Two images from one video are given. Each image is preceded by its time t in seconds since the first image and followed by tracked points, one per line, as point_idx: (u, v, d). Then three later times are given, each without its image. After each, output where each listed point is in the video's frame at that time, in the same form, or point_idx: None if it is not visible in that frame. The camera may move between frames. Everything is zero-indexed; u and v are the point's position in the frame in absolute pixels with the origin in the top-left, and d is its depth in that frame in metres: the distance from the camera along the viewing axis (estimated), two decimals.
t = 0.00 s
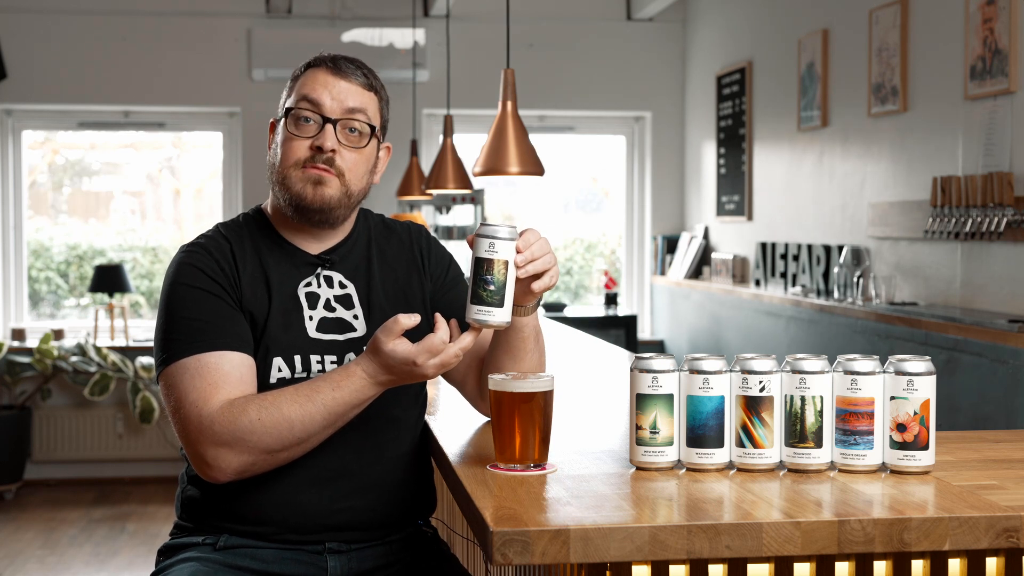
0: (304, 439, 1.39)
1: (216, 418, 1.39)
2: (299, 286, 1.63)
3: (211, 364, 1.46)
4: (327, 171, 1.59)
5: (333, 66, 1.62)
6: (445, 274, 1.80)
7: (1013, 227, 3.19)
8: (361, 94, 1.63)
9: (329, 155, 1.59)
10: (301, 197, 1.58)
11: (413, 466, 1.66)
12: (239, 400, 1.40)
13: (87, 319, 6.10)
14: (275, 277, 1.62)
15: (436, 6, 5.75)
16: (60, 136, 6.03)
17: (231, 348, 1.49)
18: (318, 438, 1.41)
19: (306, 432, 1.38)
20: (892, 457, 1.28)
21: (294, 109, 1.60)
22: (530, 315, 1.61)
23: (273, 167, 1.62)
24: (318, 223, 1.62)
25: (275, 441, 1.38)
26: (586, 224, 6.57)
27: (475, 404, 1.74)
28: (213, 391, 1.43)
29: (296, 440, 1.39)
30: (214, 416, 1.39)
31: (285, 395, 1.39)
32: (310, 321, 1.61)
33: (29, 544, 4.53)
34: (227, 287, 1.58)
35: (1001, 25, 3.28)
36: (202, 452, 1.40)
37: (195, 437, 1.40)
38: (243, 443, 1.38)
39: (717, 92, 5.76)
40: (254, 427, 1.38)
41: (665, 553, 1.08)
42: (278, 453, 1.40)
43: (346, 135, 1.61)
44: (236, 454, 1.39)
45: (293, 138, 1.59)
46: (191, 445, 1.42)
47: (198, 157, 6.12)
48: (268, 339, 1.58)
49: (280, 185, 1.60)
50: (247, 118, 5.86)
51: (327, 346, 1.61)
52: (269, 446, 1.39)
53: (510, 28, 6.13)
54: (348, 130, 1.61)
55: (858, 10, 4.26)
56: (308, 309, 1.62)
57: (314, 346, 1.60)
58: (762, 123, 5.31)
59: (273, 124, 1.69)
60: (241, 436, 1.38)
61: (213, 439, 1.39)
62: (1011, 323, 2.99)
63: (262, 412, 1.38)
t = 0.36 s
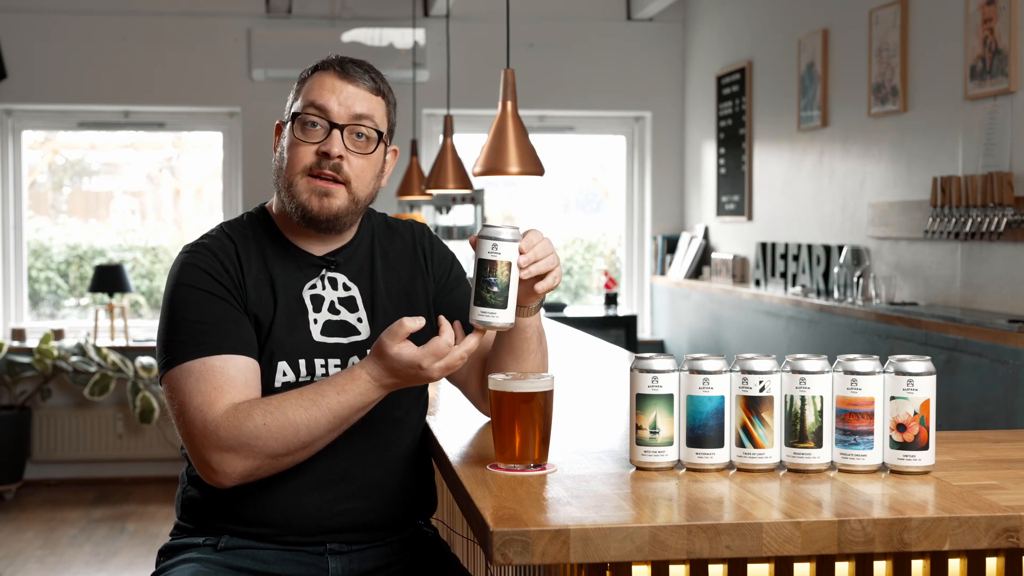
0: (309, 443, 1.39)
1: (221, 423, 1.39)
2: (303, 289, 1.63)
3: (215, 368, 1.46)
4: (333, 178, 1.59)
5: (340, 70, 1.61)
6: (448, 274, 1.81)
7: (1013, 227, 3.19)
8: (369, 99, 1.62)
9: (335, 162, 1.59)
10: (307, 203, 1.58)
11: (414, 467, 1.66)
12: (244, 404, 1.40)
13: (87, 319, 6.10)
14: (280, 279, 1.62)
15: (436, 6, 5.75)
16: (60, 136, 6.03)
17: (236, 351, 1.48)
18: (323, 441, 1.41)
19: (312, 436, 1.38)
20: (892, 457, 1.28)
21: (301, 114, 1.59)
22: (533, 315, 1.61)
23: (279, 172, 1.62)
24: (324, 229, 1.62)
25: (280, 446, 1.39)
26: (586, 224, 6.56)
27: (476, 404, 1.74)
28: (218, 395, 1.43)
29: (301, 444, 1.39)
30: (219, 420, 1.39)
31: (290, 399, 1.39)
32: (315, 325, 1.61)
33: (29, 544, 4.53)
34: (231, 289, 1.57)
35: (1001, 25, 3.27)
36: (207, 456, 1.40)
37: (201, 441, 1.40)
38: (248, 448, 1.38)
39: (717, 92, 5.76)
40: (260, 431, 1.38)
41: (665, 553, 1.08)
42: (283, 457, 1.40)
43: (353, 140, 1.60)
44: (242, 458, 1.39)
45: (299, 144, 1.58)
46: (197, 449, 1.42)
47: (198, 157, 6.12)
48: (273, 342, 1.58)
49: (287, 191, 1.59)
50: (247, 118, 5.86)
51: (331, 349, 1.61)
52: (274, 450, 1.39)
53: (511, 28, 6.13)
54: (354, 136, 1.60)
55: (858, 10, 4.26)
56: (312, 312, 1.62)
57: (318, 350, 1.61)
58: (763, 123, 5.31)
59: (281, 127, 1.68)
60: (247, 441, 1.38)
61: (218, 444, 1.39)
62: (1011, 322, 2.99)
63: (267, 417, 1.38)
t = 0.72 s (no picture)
0: (310, 445, 1.39)
1: (221, 424, 1.39)
2: (302, 289, 1.63)
3: (215, 369, 1.45)
4: (331, 174, 1.59)
5: (337, 66, 1.62)
6: (446, 274, 1.81)
7: (1013, 227, 3.19)
8: (365, 94, 1.62)
9: (332, 158, 1.58)
10: (306, 201, 1.57)
11: (413, 468, 1.66)
12: (244, 406, 1.40)
13: (87, 319, 6.10)
14: (279, 280, 1.62)
15: (436, 6, 5.75)
16: (60, 136, 6.03)
17: (235, 353, 1.48)
18: (323, 443, 1.41)
19: (312, 438, 1.38)
20: (892, 457, 1.28)
21: (297, 112, 1.60)
22: (534, 318, 1.61)
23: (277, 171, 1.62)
24: (323, 226, 1.61)
25: (281, 448, 1.39)
26: (586, 224, 6.57)
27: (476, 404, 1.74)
28: (218, 396, 1.42)
29: (302, 446, 1.39)
30: (219, 422, 1.39)
31: (291, 402, 1.38)
32: (314, 325, 1.61)
33: (29, 544, 4.53)
34: (230, 289, 1.58)
35: (1001, 25, 3.27)
36: (207, 457, 1.40)
37: (201, 442, 1.40)
38: (248, 449, 1.38)
39: (717, 92, 5.76)
40: (260, 433, 1.37)
41: (665, 553, 1.08)
42: (284, 458, 1.40)
43: (350, 136, 1.60)
44: (242, 460, 1.39)
45: (296, 141, 1.58)
46: (196, 450, 1.41)
47: (198, 157, 6.12)
48: (272, 343, 1.58)
49: (285, 189, 1.59)
50: (247, 118, 5.86)
51: (329, 350, 1.61)
52: (274, 452, 1.39)
53: (511, 28, 6.13)
54: (351, 131, 1.60)
55: (858, 10, 4.26)
56: (312, 312, 1.62)
57: (317, 351, 1.61)
58: (762, 123, 5.31)
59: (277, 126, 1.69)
60: (247, 442, 1.38)
61: (218, 445, 1.39)
62: (1011, 323, 2.99)
63: (268, 418, 1.38)
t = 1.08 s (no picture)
0: (307, 444, 1.39)
1: (218, 423, 1.39)
2: (301, 287, 1.63)
3: (213, 367, 1.46)
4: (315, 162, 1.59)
5: (313, 58, 1.63)
6: (446, 273, 1.80)
7: (1013, 227, 3.19)
8: (343, 81, 1.63)
9: (315, 146, 1.59)
10: (291, 190, 1.58)
11: (412, 468, 1.66)
12: (242, 404, 1.40)
13: (87, 319, 6.10)
14: (277, 279, 1.62)
15: (436, 6, 5.75)
16: (60, 136, 6.03)
17: (234, 351, 1.48)
18: (321, 442, 1.41)
19: (309, 437, 1.38)
20: (892, 457, 1.28)
21: (277, 104, 1.60)
22: (534, 319, 1.61)
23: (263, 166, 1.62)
24: (313, 216, 1.62)
25: (277, 447, 1.39)
26: (586, 224, 6.57)
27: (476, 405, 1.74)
28: (216, 395, 1.42)
29: (299, 445, 1.39)
30: (217, 420, 1.39)
31: (289, 400, 1.38)
32: (312, 324, 1.61)
33: (29, 544, 4.53)
34: (229, 288, 1.58)
35: (1001, 25, 3.27)
36: (205, 454, 1.41)
37: (198, 440, 1.40)
38: (246, 447, 1.38)
39: (717, 92, 5.76)
40: (258, 432, 1.38)
41: (665, 553, 1.08)
42: (281, 457, 1.40)
43: (331, 124, 1.61)
44: (239, 458, 1.39)
45: (279, 133, 1.59)
46: (194, 448, 1.42)
47: (198, 157, 6.12)
48: (270, 341, 1.58)
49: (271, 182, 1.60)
50: (247, 118, 5.86)
51: (328, 348, 1.61)
52: (271, 451, 1.39)
53: (511, 28, 6.14)
54: (332, 119, 1.61)
55: (858, 9, 4.26)
56: (310, 311, 1.62)
57: (316, 349, 1.61)
58: (763, 123, 5.31)
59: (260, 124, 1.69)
60: (245, 440, 1.38)
61: (215, 443, 1.39)
62: (1011, 323, 3.00)
63: (265, 417, 1.38)
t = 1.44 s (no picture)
0: (314, 439, 1.39)
1: (225, 419, 1.39)
2: (303, 286, 1.63)
3: (218, 365, 1.46)
4: (352, 174, 1.58)
5: (329, 66, 1.57)
6: (446, 272, 1.80)
7: (1013, 227, 3.19)
8: (361, 87, 1.60)
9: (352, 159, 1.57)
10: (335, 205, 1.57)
11: (414, 467, 1.66)
12: (248, 401, 1.40)
13: (87, 319, 6.10)
14: (279, 278, 1.62)
15: (436, 6, 5.75)
16: (60, 136, 6.03)
17: (239, 349, 1.48)
18: (328, 437, 1.41)
19: (317, 431, 1.38)
20: (892, 457, 1.28)
21: (303, 119, 1.56)
22: (538, 318, 1.60)
23: (290, 180, 1.58)
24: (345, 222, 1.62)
25: (285, 442, 1.38)
26: (586, 224, 6.57)
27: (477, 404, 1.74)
28: (222, 392, 1.43)
29: (306, 440, 1.39)
30: (223, 417, 1.39)
31: (295, 396, 1.38)
32: (315, 322, 1.61)
33: (29, 544, 4.53)
34: (232, 287, 1.58)
35: (1001, 25, 3.27)
36: (212, 452, 1.40)
37: (205, 437, 1.40)
38: (253, 443, 1.38)
39: (717, 92, 5.76)
40: (264, 427, 1.38)
41: (665, 553, 1.08)
42: (288, 452, 1.40)
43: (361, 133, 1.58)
44: (246, 453, 1.39)
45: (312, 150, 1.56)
46: (201, 445, 1.42)
47: (198, 157, 6.12)
48: (274, 340, 1.58)
49: (307, 197, 1.57)
50: (247, 118, 5.86)
51: (330, 347, 1.61)
52: (279, 446, 1.39)
53: (511, 29, 6.14)
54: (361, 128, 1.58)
55: (858, 9, 4.26)
56: (312, 309, 1.62)
57: (318, 347, 1.60)
58: (762, 123, 5.31)
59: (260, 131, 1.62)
60: (252, 437, 1.38)
61: (223, 440, 1.39)
62: (1011, 323, 2.99)
63: (272, 413, 1.38)
